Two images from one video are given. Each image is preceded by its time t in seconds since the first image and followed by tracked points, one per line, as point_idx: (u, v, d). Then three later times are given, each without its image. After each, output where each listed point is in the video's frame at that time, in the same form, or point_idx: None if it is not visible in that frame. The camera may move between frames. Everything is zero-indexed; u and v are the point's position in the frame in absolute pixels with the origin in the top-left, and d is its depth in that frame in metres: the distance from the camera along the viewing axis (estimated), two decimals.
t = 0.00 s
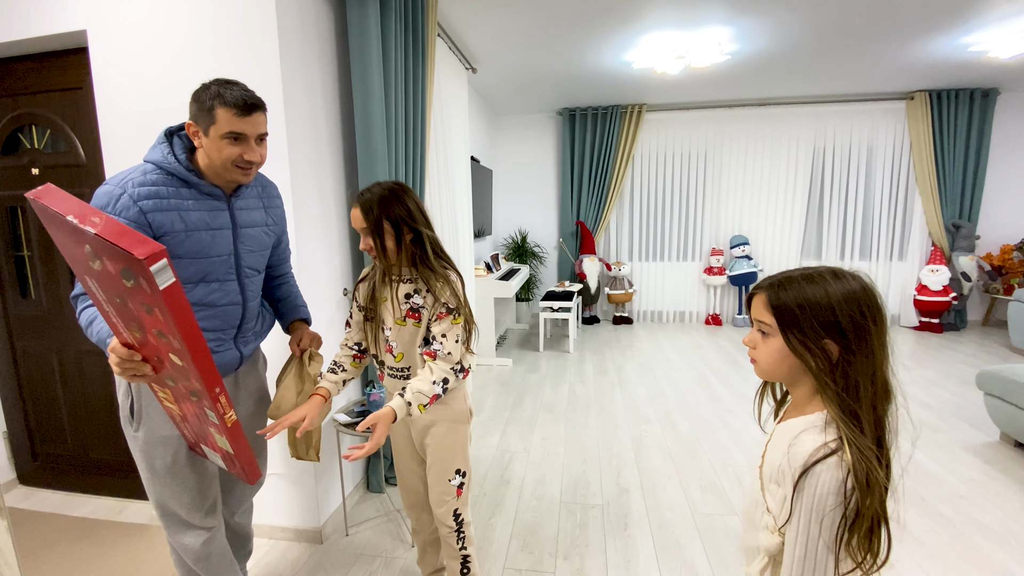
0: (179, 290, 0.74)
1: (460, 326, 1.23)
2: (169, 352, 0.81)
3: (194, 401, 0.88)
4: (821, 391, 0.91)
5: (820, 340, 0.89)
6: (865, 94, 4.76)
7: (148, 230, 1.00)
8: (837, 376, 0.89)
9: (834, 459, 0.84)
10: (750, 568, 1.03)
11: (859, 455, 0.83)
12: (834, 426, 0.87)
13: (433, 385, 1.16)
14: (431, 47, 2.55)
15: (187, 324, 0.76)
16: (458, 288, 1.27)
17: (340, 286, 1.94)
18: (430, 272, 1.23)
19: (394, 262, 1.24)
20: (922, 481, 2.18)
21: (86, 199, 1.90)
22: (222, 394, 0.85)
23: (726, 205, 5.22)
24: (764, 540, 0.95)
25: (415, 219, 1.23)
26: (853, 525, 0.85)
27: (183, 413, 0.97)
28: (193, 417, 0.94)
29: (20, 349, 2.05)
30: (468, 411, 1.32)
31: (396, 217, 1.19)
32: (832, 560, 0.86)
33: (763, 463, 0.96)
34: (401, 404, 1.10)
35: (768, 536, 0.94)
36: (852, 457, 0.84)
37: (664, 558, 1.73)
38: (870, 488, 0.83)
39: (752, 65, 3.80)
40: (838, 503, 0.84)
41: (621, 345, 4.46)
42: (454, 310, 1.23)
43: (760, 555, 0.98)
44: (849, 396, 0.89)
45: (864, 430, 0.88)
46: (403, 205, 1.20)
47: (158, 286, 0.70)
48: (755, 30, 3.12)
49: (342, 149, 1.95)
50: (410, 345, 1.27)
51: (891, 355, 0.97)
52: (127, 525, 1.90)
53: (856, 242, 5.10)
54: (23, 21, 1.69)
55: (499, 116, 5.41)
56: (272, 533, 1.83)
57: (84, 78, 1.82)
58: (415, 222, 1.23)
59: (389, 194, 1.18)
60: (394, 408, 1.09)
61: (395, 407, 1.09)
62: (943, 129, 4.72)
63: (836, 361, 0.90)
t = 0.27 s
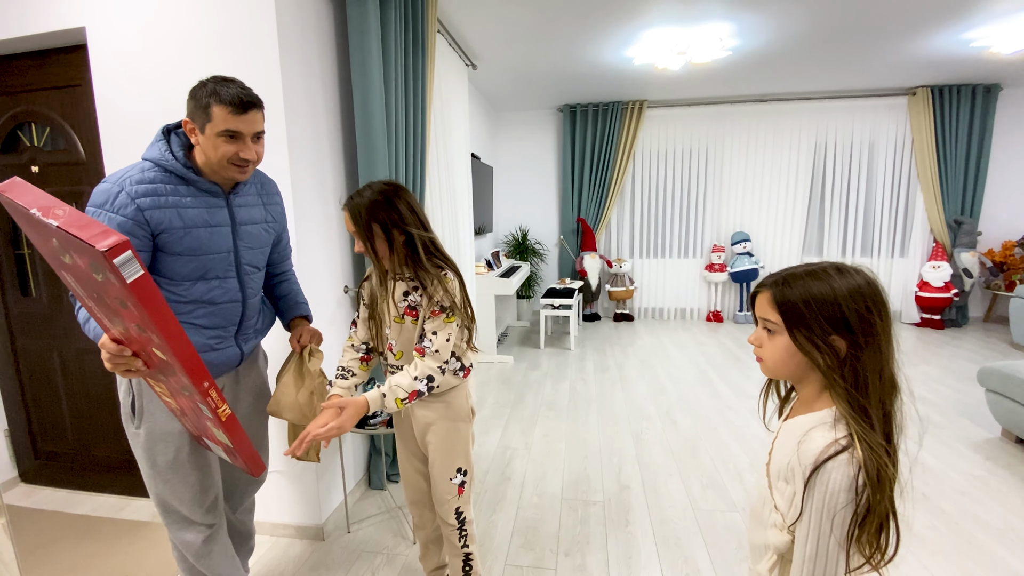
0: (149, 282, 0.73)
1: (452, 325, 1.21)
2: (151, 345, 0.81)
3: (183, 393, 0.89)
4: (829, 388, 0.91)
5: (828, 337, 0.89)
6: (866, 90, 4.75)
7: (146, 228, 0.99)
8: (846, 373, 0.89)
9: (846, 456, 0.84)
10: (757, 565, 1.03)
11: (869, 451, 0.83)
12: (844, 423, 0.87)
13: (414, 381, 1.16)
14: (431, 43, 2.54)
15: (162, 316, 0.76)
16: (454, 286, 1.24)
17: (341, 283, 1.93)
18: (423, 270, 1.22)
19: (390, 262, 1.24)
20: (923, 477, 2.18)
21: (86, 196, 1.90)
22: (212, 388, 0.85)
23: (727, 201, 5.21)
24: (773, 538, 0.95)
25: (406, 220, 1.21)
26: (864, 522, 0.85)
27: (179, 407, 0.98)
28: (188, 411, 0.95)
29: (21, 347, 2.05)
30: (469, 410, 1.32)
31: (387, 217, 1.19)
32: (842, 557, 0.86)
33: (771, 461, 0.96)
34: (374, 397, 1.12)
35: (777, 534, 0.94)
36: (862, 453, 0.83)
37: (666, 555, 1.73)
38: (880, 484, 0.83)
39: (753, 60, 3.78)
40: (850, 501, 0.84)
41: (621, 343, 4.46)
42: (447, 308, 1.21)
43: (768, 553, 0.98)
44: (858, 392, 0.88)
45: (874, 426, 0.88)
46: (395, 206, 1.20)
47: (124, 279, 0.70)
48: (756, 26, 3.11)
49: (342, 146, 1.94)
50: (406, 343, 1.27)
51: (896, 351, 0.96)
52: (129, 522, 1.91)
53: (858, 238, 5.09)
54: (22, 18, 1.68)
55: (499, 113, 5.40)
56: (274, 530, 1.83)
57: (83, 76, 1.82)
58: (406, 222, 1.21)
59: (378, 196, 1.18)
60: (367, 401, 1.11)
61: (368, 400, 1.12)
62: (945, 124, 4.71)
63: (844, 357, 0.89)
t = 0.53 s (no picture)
0: (139, 290, 0.73)
1: (463, 323, 1.22)
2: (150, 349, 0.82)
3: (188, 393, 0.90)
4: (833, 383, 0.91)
5: (833, 333, 0.89)
6: (867, 86, 4.73)
7: (150, 226, 0.99)
8: (850, 368, 0.89)
9: (848, 452, 0.84)
10: (760, 561, 1.03)
11: (872, 447, 0.83)
12: (847, 418, 0.87)
13: (432, 380, 1.18)
14: (431, 40, 2.53)
15: (154, 321, 0.76)
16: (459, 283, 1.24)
17: (341, 281, 1.93)
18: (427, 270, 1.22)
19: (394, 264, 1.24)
20: (924, 473, 2.18)
21: (86, 195, 1.90)
22: (215, 388, 0.86)
23: (728, 198, 5.20)
24: (775, 533, 0.95)
25: (407, 222, 1.21)
26: (866, 518, 0.85)
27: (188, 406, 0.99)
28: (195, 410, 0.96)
29: (23, 346, 2.05)
30: (476, 407, 1.33)
31: (388, 222, 1.18)
32: (845, 552, 0.86)
33: (774, 456, 0.96)
34: (394, 397, 1.16)
35: (780, 530, 0.94)
36: (865, 449, 0.83)
37: (667, 551, 1.73)
38: (883, 480, 0.83)
39: (754, 56, 3.77)
40: (853, 496, 0.84)
41: (622, 340, 4.46)
42: (456, 306, 1.22)
43: (771, 548, 0.98)
44: (862, 388, 0.88)
45: (877, 422, 0.87)
46: (394, 209, 1.19)
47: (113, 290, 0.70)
48: (757, 22, 3.10)
49: (342, 144, 1.94)
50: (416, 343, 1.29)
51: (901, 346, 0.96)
52: (132, 520, 1.91)
53: (859, 235, 5.08)
54: (22, 17, 1.68)
55: (499, 110, 5.39)
56: (277, 528, 1.84)
57: (83, 74, 1.81)
58: (407, 224, 1.21)
59: (375, 200, 1.17)
60: (387, 401, 1.15)
61: (389, 400, 1.15)
62: (946, 120, 4.69)
63: (849, 353, 0.89)
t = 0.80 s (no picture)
0: (169, 291, 0.74)
1: (469, 321, 1.21)
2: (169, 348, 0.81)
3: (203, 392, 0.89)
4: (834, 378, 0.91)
5: (834, 328, 0.89)
6: (867, 82, 4.72)
7: (150, 226, 0.99)
8: (852, 363, 0.89)
9: (847, 447, 0.84)
10: (759, 556, 1.03)
11: (872, 442, 0.83)
12: (847, 414, 0.86)
13: (441, 379, 1.18)
14: (430, 37, 2.52)
15: (181, 321, 0.76)
16: (464, 282, 1.24)
17: (341, 280, 1.93)
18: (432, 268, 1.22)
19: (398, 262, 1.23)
20: (925, 469, 2.18)
21: (85, 194, 1.89)
22: (231, 384, 0.86)
23: (728, 195, 5.19)
24: (774, 528, 0.95)
25: (409, 220, 1.20)
26: (865, 513, 0.84)
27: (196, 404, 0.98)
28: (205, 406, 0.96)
29: (23, 345, 2.05)
30: (479, 404, 1.33)
31: (393, 221, 1.17)
32: (843, 548, 0.86)
33: (774, 452, 0.96)
34: (405, 396, 1.16)
35: (778, 524, 0.94)
36: (864, 445, 0.83)
37: (668, 548, 1.73)
38: (882, 476, 0.82)
39: (754, 52, 3.76)
40: (852, 493, 0.84)
41: (623, 337, 4.46)
42: (462, 304, 1.21)
43: (770, 543, 0.98)
44: (863, 383, 0.88)
45: (878, 417, 0.87)
46: (397, 208, 1.18)
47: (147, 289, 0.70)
48: (757, 18, 3.09)
49: (342, 142, 1.93)
50: (422, 340, 1.29)
51: (903, 342, 0.96)
52: (134, 519, 1.91)
53: (859, 231, 5.08)
54: (19, 15, 1.67)
55: (498, 107, 5.37)
56: (278, 526, 1.84)
57: (81, 73, 1.81)
58: (411, 223, 1.20)
59: (378, 197, 1.16)
60: (399, 400, 1.15)
61: (400, 399, 1.15)
62: (947, 116, 4.68)
63: (850, 348, 0.89)
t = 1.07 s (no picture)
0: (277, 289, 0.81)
1: (470, 319, 1.21)
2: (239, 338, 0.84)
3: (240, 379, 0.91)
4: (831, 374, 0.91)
5: (832, 324, 0.89)
6: (866, 78, 4.72)
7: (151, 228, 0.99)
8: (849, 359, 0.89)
9: (841, 442, 0.84)
10: (756, 551, 1.03)
11: (867, 438, 0.83)
12: (843, 410, 0.87)
13: (445, 377, 1.18)
14: (428, 36, 2.52)
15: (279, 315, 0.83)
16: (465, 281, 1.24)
17: (341, 279, 1.93)
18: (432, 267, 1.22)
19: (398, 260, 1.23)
20: (924, 465, 2.19)
21: (83, 195, 1.89)
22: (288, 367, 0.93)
23: (727, 192, 5.20)
24: (769, 523, 0.95)
25: (413, 215, 1.21)
26: (858, 507, 0.84)
27: (218, 392, 0.98)
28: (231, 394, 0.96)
29: (23, 346, 2.05)
30: (480, 402, 1.33)
31: (394, 214, 1.18)
32: (836, 543, 0.85)
33: (770, 447, 0.97)
34: (411, 396, 1.16)
35: (772, 519, 0.94)
36: (859, 440, 0.83)
37: (669, 546, 1.73)
38: (876, 471, 0.82)
39: (752, 49, 3.76)
40: (845, 487, 0.84)
41: (622, 335, 4.46)
42: (464, 303, 1.21)
43: (765, 538, 0.98)
44: (860, 379, 0.88)
45: (873, 413, 0.87)
46: (400, 202, 1.19)
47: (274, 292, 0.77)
48: (755, 14, 3.08)
49: (340, 142, 1.93)
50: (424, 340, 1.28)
51: (901, 338, 0.96)
52: (134, 519, 1.92)
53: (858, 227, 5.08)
54: (16, 16, 1.67)
55: (497, 105, 5.37)
56: (279, 525, 1.84)
57: (78, 73, 1.80)
58: (414, 218, 1.21)
59: (382, 192, 1.17)
60: (405, 400, 1.15)
61: (406, 399, 1.16)
62: (946, 112, 4.68)
63: (848, 344, 0.89)
